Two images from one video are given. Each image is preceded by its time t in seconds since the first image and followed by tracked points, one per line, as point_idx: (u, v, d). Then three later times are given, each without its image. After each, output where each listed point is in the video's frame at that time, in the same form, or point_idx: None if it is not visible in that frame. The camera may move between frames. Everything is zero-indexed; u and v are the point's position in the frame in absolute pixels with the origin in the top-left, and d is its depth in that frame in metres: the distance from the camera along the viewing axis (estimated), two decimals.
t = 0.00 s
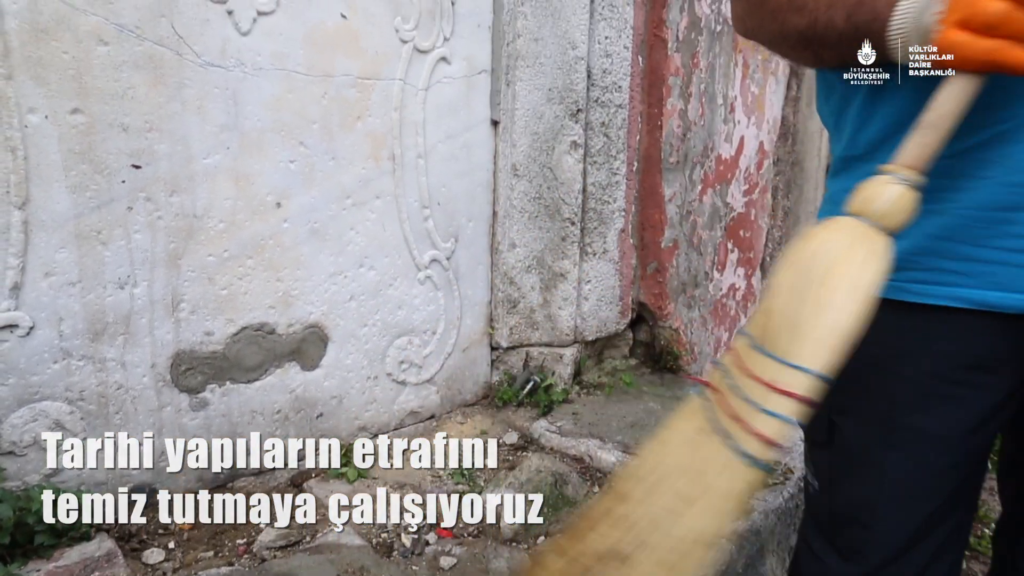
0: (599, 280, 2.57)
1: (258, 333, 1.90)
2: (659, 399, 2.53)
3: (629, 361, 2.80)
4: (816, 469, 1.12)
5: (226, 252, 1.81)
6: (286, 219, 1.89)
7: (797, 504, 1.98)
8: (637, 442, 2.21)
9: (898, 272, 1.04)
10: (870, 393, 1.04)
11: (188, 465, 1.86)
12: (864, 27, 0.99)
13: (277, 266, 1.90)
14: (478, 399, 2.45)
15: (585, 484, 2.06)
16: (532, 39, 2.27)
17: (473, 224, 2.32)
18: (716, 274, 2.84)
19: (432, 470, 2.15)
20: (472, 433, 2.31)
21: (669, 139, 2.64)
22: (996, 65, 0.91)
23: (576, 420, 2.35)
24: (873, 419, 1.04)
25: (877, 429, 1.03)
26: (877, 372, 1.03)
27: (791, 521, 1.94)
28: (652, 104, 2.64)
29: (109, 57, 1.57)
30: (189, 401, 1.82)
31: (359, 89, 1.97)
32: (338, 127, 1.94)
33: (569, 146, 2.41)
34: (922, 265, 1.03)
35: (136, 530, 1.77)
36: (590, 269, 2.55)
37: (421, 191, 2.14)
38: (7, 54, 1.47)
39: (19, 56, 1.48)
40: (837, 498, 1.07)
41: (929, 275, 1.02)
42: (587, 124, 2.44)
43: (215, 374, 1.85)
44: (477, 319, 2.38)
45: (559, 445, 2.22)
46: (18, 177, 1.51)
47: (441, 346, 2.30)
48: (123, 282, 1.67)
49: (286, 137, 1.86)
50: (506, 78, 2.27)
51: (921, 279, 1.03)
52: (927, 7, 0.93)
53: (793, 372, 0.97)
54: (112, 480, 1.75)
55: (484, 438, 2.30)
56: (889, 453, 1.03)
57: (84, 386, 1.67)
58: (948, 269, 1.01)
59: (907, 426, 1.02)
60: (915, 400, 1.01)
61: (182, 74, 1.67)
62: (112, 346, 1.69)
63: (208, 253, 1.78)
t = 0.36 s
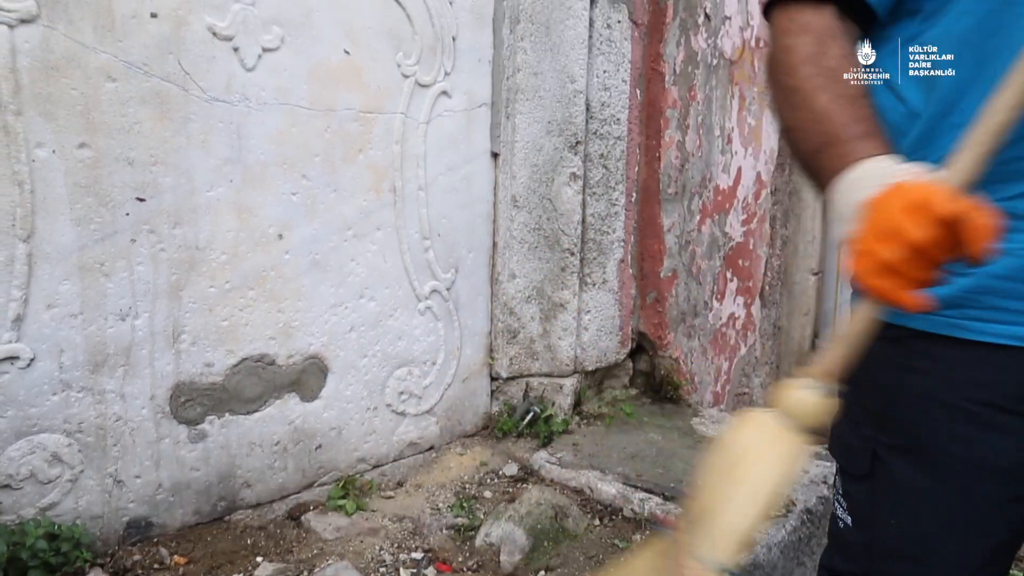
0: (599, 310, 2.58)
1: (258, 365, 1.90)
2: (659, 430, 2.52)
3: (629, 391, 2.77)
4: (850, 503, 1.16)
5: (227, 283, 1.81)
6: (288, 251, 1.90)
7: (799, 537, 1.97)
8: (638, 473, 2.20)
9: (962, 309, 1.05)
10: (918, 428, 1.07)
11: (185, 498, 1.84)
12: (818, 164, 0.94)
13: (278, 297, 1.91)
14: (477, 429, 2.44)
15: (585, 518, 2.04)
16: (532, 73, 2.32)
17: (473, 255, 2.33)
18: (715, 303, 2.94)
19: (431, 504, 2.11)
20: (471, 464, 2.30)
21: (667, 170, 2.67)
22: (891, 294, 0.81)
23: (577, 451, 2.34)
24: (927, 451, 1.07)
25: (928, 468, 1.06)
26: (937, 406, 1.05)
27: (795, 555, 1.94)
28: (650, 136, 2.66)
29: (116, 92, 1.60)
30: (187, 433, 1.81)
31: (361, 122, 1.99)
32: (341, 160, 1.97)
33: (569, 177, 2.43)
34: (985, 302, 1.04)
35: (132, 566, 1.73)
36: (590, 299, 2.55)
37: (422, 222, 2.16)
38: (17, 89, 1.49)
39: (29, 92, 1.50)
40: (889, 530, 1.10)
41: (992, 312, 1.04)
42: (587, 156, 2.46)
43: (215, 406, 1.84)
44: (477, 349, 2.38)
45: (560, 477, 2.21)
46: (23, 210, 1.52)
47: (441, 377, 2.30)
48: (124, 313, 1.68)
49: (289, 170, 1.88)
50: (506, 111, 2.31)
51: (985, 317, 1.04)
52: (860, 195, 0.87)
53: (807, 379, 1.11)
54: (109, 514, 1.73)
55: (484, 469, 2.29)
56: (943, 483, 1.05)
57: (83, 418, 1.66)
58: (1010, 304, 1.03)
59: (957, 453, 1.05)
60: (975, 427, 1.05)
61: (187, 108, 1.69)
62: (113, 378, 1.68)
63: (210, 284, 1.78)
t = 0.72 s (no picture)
0: (598, 338, 2.58)
1: (257, 395, 1.89)
2: (660, 460, 2.51)
3: (630, 420, 2.76)
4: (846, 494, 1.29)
5: (228, 313, 1.82)
6: (289, 280, 1.91)
7: (803, 570, 1.95)
8: (639, 504, 2.18)
9: (934, 316, 1.14)
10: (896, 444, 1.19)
11: (182, 530, 1.82)
12: (824, 143, 1.13)
13: (279, 327, 1.91)
14: (477, 459, 2.43)
15: (585, 550, 2.02)
16: (531, 105, 2.36)
17: (473, 285, 2.34)
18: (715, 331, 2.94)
19: (430, 536, 2.10)
20: (470, 494, 2.29)
21: (666, 200, 2.68)
22: (865, 203, 1.01)
23: (577, 481, 2.33)
24: (904, 463, 1.18)
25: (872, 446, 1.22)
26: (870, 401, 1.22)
27: None
28: (648, 166, 2.67)
29: (123, 125, 1.61)
30: (185, 463, 1.80)
31: (363, 153, 2.01)
32: (342, 190, 1.98)
33: (569, 207, 2.43)
34: (956, 310, 1.12)
35: None
36: (589, 328, 2.55)
37: (422, 251, 2.17)
38: (26, 122, 1.50)
39: (37, 126, 1.52)
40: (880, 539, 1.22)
41: (963, 320, 1.12)
42: (586, 186, 2.48)
43: (213, 436, 1.83)
44: (476, 379, 2.38)
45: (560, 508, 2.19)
46: (27, 241, 1.53)
47: (440, 406, 2.29)
48: (125, 343, 1.67)
49: (291, 200, 1.89)
50: (506, 142, 2.34)
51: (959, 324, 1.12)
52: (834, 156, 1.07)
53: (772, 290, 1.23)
54: (104, 547, 1.71)
55: (484, 500, 2.28)
56: (921, 497, 1.17)
57: (80, 449, 1.65)
58: (980, 314, 1.10)
59: (928, 467, 1.16)
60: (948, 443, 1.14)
61: (192, 140, 1.71)
62: (112, 408, 1.68)
63: (211, 314, 1.79)
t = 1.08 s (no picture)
0: (598, 365, 2.58)
1: (257, 423, 1.89)
2: (661, 488, 2.49)
3: (630, 447, 2.74)
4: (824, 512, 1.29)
5: (229, 341, 1.82)
6: (289, 308, 1.91)
7: None
8: (640, 533, 2.17)
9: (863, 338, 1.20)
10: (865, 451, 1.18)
11: (178, 560, 1.80)
12: (840, 182, 1.07)
13: (279, 354, 1.91)
14: (476, 488, 2.41)
15: None
16: (531, 133, 2.38)
17: (473, 312, 2.34)
18: (715, 357, 2.96)
19: (430, 565, 2.09)
20: (469, 523, 2.28)
21: (665, 227, 2.70)
22: (934, 204, 0.94)
23: (577, 510, 2.31)
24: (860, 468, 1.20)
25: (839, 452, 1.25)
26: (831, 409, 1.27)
27: None
28: (647, 193, 2.69)
29: (127, 155, 1.63)
30: (183, 492, 1.79)
31: (364, 182, 2.03)
32: (343, 219, 1.99)
33: (567, 234, 2.46)
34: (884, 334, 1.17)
35: None
36: (589, 355, 2.56)
37: (423, 279, 2.18)
38: (32, 153, 1.52)
39: (43, 156, 1.53)
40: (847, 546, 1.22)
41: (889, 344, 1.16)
42: (585, 213, 2.50)
43: (211, 464, 1.83)
44: (476, 406, 2.37)
45: (560, 537, 2.18)
46: (30, 270, 1.53)
47: (440, 434, 2.29)
48: (125, 371, 1.67)
49: (292, 229, 1.90)
50: (505, 171, 2.36)
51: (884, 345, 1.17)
52: (881, 169, 1.00)
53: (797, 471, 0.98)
54: None
55: (483, 529, 2.27)
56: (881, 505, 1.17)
57: (77, 478, 1.64)
58: (907, 336, 1.14)
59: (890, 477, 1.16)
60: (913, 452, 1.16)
61: (195, 169, 1.73)
62: (110, 437, 1.67)
63: (211, 342, 1.79)
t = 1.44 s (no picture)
0: (598, 389, 2.57)
1: (256, 448, 1.88)
2: (662, 513, 2.48)
3: (631, 471, 2.73)
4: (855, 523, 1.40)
5: (229, 366, 1.81)
6: (289, 332, 1.91)
7: None
8: (642, 560, 2.16)
9: (880, 361, 1.32)
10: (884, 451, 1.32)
11: None
12: (850, 243, 1.12)
13: (279, 379, 1.91)
14: (475, 514, 2.39)
15: None
16: (530, 158, 2.39)
17: (473, 336, 2.34)
18: (715, 380, 2.97)
19: None
20: (469, 549, 2.26)
21: (664, 250, 2.71)
22: (944, 301, 0.95)
23: (578, 536, 2.30)
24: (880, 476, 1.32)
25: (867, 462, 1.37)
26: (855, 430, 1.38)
27: None
28: (646, 217, 2.70)
29: (131, 181, 1.64)
30: (180, 518, 1.77)
31: (365, 207, 2.04)
32: (343, 243, 2.00)
33: (567, 258, 2.47)
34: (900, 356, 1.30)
35: None
36: (589, 379, 2.55)
37: (423, 303, 2.18)
38: (37, 180, 1.53)
39: (47, 182, 1.54)
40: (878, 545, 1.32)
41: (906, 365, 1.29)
42: (584, 237, 2.51)
43: (210, 490, 1.82)
44: (476, 431, 2.36)
45: (560, 564, 2.17)
46: (32, 295, 1.54)
47: (440, 459, 2.28)
48: (124, 397, 1.67)
49: (293, 253, 1.91)
50: (505, 196, 2.37)
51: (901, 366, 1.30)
52: (887, 256, 1.04)
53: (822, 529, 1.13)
54: None
55: (483, 555, 2.25)
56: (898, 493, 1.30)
57: (74, 505, 1.63)
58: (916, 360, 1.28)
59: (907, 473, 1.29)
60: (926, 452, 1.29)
61: (198, 195, 1.74)
62: (108, 462, 1.67)
63: (211, 366, 1.79)
